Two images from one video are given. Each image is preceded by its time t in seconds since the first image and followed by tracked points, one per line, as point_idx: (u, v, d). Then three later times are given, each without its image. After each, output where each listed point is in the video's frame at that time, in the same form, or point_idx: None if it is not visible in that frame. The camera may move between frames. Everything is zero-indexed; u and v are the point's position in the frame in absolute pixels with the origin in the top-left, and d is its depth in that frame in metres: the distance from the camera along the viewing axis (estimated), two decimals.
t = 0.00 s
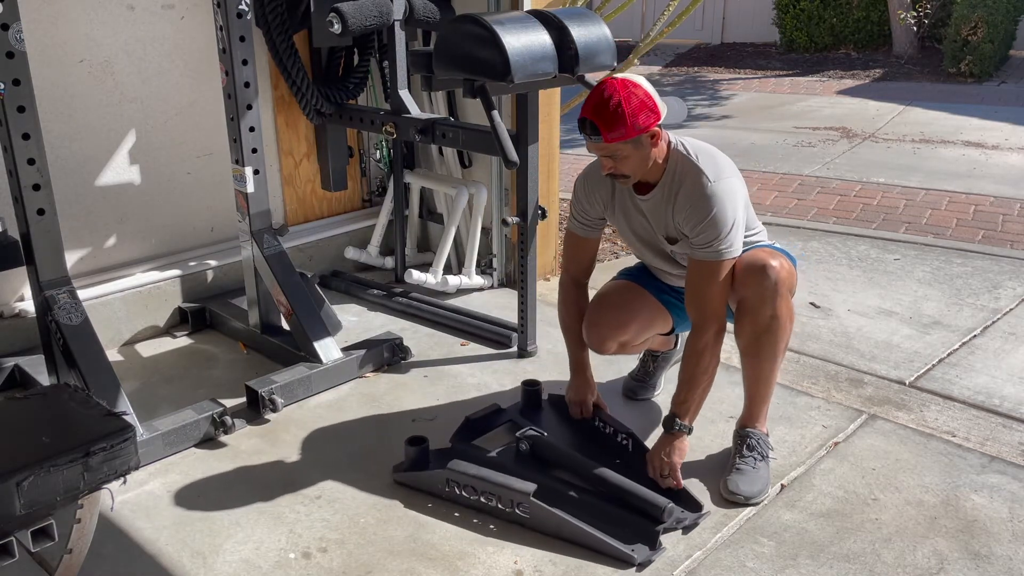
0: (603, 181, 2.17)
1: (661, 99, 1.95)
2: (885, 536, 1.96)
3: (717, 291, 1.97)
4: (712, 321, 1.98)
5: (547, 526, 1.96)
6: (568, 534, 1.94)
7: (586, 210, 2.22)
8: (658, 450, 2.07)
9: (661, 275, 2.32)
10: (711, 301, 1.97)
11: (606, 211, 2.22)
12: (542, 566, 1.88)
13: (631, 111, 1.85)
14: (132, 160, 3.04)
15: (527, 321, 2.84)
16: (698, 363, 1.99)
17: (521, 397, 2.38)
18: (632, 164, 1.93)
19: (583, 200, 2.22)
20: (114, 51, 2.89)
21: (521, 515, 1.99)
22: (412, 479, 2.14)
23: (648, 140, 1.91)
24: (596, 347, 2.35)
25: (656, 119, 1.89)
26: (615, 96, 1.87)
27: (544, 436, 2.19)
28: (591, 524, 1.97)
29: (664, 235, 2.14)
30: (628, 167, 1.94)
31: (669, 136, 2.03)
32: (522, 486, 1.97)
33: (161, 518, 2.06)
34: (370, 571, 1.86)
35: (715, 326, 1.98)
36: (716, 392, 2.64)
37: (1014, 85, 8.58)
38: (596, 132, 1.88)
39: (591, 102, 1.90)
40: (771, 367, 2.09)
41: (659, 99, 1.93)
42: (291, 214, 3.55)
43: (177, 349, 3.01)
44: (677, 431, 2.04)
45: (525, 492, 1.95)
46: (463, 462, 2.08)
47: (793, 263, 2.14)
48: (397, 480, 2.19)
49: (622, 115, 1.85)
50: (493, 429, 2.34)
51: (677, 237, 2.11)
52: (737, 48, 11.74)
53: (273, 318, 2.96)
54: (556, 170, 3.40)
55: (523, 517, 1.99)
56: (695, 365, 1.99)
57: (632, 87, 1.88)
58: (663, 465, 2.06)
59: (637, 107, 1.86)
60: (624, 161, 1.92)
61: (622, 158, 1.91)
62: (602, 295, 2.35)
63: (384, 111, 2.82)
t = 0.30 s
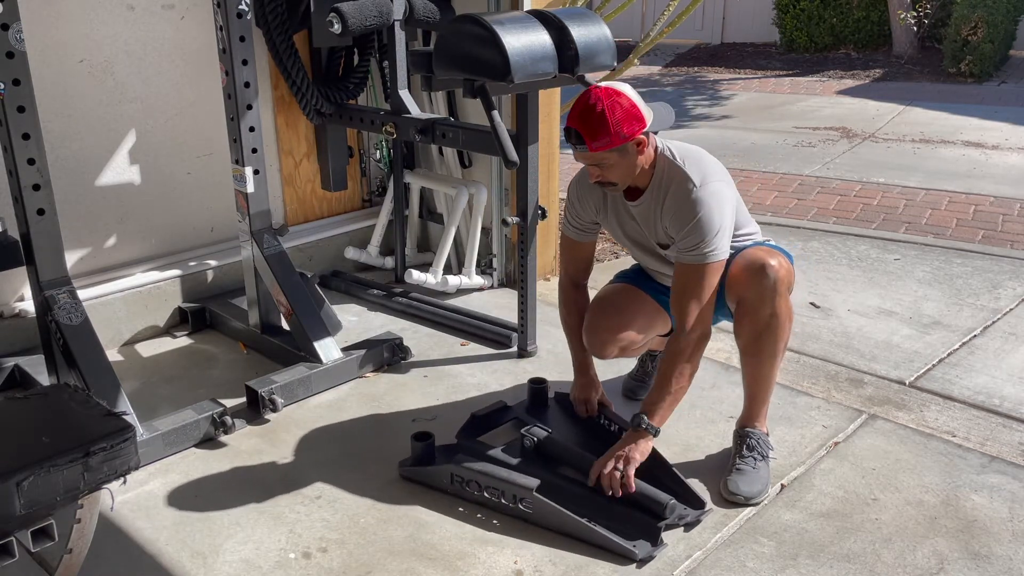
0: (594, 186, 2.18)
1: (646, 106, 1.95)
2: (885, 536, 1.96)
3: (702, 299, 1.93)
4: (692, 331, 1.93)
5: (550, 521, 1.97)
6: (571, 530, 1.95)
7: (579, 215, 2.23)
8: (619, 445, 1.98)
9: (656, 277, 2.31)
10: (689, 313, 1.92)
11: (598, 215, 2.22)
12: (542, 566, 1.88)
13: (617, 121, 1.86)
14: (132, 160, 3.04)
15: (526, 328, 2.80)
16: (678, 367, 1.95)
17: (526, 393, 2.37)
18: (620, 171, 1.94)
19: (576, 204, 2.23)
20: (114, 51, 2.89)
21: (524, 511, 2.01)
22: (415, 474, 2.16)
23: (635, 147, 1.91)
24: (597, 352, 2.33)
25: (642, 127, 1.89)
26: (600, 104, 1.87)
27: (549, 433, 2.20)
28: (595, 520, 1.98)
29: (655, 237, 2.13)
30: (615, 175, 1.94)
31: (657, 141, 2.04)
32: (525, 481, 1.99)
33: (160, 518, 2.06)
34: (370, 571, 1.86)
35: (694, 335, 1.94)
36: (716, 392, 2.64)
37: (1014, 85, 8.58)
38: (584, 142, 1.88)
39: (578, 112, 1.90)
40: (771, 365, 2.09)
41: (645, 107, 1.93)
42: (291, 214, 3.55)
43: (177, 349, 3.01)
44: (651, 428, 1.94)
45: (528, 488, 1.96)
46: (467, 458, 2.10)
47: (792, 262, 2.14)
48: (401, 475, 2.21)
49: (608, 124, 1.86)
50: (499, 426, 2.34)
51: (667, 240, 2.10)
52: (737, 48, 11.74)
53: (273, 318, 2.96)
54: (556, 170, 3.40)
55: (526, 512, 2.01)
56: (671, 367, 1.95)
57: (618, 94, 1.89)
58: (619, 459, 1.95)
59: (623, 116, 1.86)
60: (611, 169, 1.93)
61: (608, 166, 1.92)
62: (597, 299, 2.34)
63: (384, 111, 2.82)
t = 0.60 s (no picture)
0: (591, 185, 2.18)
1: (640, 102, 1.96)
2: (885, 536, 1.96)
3: (711, 292, 1.90)
4: (700, 322, 1.89)
5: (550, 520, 1.98)
6: (571, 530, 1.95)
7: (578, 213, 2.24)
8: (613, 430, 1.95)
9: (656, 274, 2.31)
10: (695, 305, 1.89)
11: (596, 213, 2.23)
12: (542, 566, 1.88)
13: (609, 117, 1.87)
14: (132, 160, 3.04)
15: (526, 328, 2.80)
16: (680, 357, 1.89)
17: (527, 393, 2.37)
18: (612, 167, 1.95)
19: (575, 202, 2.24)
20: (114, 51, 2.89)
21: (524, 511, 2.01)
22: (416, 474, 2.16)
23: (627, 143, 1.92)
24: (596, 349, 2.33)
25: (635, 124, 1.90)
26: (593, 100, 1.88)
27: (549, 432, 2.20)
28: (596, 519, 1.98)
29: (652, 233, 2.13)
30: (608, 171, 1.96)
31: (651, 137, 2.05)
32: (525, 481, 1.99)
33: (160, 518, 2.06)
34: (370, 571, 1.86)
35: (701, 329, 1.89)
36: (716, 392, 2.64)
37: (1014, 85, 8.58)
38: (575, 137, 1.90)
39: (570, 107, 1.91)
40: (770, 365, 2.10)
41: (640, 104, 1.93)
42: (291, 214, 3.55)
43: (177, 349, 3.01)
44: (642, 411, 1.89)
45: (528, 488, 1.97)
46: (467, 458, 2.10)
47: (788, 263, 2.13)
48: (402, 475, 2.20)
49: (599, 120, 1.86)
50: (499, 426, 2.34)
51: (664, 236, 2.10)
52: (737, 48, 11.74)
53: (274, 318, 2.96)
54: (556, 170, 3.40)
55: (527, 513, 2.01)
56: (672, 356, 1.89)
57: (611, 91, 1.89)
58: (612, 449, 1.93)
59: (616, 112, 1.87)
60: (603, 165, 1.94)
61: (601, 162, 1.93)
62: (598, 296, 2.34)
63: (384, 111, 2.82)
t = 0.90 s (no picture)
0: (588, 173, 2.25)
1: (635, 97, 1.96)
2: (885, 536, 1.96)
3: (706, 243, 1.88)
4: (683, 258, 1.88)
5: (550, 520, 1.98)
6: (572, 530, 1.95)
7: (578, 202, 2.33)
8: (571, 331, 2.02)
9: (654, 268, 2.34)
10: (683, 245, 1.90)
11: (592, 201, 2.30)
12: (542, 566, 1.88)
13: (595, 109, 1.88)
14: (132, 160, 3.04)
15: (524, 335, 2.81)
16: (653, 282, 1.92)
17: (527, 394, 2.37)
18: (601, 155, 1.99)
19: (575, 189, 2.30)
20: (114, 51, 2.89)
21: (524, 510, 2.00)
22: (415, 474, 2.16)
23: (613, 134, 1.95)
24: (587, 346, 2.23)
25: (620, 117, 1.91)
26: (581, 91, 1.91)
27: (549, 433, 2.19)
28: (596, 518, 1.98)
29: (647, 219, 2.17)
30: (597, 157, 2.00)
31: (650, 123, 2.13)
32: (526, 481, 1.99)
33: (160, 518, 2.06)
34: (370, 571, 1.86)
35: (684, 266, 1.88)
36: (716, 392, 2.64)
37: (1014, 85, 8.58)
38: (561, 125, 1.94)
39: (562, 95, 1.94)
40: (766, 365, 2.11)
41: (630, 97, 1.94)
42: (292, 214, 3.55)
43: (177, 349, 3.01)
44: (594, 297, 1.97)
45: (529, 488, 1.97)
46: (467, 457, 2.10)
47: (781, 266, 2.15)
48: (401, 475, 2.20)
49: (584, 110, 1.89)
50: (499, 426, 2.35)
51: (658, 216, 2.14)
52: (737, 48, 11.74)
53: (273, 318, 2.96)
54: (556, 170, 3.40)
55: (527, 513, 2.01)
56: (645, 280, 1.93)
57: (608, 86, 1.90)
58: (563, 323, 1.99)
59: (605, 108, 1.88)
60: (590, 153, 1.98)
61: (588, 150, 1.97)
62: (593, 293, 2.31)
63: (384, 111, 2.82)
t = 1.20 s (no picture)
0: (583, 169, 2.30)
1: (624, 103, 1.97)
2: (885, 536, 1.96)
3: (655, 233, 1.87)
4: (628, 243, 1.88)
5: (550, 520, 1.97)
6: (572, 530, 1.95)
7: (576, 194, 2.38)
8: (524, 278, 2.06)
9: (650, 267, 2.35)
10: (633, 231, 1.89)
11: (586, 195, 2.35)
12: (542, 566, 1.88)
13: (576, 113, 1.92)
14: (132, 160, 3.04)
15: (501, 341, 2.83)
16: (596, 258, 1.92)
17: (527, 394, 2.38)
18: (586, 154, 2.03)
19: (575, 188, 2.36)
20: (114, 51, 2.89)
21: (524, 510, 2.00)
22: (416, 475, 2.16)
23: (597, 140, 1.98)
24: (579, 337, 2.39)
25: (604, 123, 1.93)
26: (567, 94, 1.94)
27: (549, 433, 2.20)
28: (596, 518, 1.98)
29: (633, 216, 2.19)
30: (583, 156, 2.05)
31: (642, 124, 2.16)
32: (525, 481, 1.99)
33: (160, 518, 2.06)
34: (370, 571, 1.86)
35: (627, 251, 1.87)
36: (716, 392, 2.64)
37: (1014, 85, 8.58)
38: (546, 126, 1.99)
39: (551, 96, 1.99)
40: (756, 368, 2.11)
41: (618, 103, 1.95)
42: (292, 214, 3.55)
43: (177, 349, 3.01)
44: (541, 257, 1.98)
45: (529, 488, 1.97)
46: (467, 458, 2.10)
47: (768, 266, 2.16)
48: (402, 476, 2.20)
49: (567, 112, 1.93)
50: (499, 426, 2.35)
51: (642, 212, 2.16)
52: (737, 48, 11.74)
53: (274, 318, 2.96)
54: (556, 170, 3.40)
55: (528, 513, 2.01)
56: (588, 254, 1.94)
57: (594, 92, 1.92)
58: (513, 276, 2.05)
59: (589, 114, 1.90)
60: (578, 152, 2.03)
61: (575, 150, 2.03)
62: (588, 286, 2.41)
63: (384, 111, 2.82)
